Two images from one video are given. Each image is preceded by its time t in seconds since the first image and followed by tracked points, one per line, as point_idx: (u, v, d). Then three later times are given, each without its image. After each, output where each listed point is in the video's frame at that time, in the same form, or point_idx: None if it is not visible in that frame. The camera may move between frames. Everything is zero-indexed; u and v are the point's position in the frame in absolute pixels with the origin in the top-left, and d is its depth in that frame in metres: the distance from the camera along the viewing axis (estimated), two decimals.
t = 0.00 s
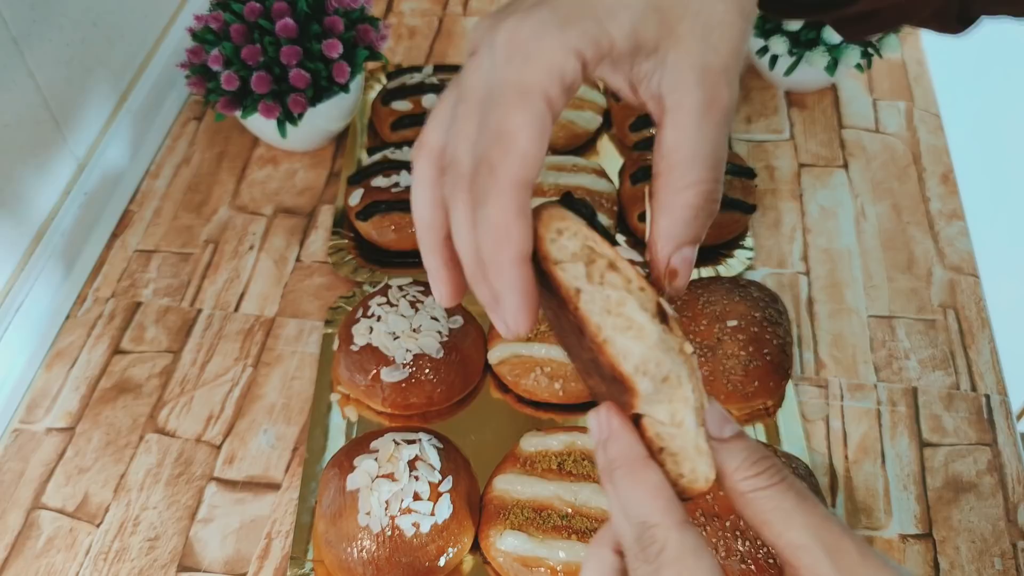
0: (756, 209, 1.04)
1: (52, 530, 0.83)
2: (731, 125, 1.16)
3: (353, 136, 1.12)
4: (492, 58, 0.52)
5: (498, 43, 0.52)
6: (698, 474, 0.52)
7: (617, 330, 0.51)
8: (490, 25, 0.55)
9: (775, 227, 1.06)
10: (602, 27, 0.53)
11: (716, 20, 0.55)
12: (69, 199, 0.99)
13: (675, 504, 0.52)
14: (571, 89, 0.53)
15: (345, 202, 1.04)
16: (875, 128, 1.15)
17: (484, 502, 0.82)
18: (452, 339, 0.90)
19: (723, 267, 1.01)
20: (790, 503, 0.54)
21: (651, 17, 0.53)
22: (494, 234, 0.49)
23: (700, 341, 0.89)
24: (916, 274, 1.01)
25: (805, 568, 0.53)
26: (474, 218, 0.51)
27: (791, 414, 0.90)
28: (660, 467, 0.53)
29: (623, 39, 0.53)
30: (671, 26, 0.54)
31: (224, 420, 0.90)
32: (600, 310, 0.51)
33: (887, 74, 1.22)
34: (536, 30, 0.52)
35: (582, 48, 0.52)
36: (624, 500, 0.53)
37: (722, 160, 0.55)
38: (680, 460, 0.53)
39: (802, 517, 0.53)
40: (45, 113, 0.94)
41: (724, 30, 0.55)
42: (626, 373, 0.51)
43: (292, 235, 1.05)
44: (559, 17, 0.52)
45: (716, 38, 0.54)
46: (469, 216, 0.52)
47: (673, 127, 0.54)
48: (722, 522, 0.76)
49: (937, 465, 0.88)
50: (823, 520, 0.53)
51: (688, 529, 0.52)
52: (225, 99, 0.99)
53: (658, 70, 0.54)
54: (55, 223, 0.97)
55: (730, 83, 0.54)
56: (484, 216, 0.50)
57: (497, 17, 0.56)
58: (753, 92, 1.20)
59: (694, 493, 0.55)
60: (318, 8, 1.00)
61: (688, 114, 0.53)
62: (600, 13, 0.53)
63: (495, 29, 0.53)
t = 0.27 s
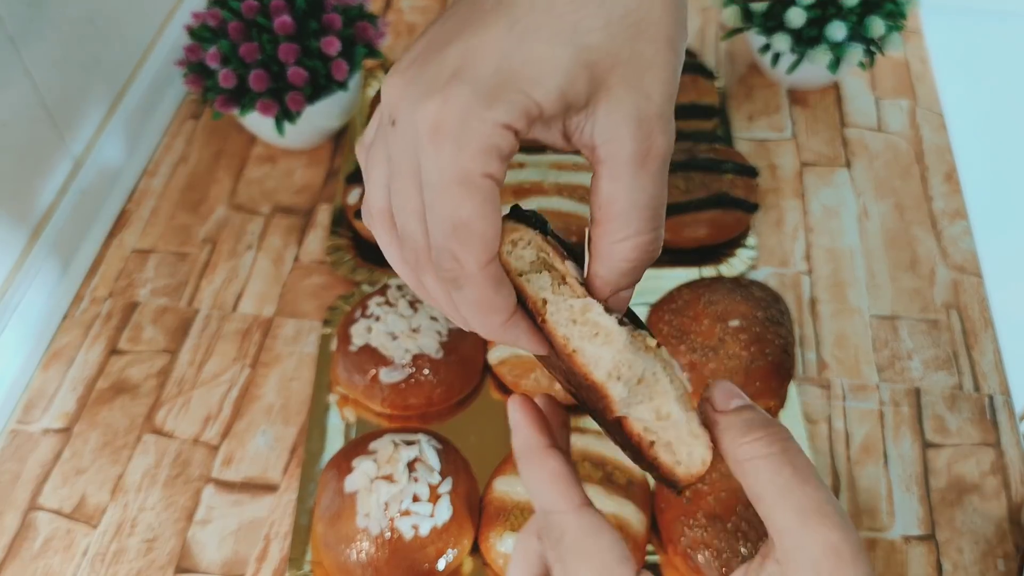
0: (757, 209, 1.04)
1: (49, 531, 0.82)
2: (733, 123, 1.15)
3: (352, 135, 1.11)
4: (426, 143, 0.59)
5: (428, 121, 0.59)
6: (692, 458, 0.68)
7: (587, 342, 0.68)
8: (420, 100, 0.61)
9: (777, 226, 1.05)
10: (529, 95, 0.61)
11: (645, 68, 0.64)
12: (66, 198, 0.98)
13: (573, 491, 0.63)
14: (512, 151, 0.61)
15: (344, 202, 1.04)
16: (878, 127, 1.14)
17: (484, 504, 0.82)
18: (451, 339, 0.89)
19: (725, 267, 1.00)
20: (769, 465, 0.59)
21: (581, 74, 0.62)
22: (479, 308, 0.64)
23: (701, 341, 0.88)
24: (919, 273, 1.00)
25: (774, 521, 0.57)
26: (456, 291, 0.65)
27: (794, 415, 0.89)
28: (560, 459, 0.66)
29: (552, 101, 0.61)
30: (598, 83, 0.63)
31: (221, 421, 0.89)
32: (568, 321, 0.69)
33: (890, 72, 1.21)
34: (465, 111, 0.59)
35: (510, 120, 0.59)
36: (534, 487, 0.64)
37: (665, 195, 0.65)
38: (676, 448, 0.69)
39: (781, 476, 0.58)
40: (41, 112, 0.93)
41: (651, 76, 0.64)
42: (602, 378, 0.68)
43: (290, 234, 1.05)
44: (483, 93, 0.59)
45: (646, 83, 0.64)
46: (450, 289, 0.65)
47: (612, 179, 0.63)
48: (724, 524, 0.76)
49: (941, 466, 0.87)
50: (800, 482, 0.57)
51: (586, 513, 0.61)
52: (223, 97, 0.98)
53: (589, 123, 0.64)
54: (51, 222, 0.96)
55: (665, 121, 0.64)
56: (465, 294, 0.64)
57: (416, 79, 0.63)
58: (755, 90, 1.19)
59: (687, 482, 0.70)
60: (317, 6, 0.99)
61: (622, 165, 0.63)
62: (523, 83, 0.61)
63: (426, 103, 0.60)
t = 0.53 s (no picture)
0: (758, 208, 1.04)
1: (49, 531, 0.82)
2: (733, 123, 1.15)
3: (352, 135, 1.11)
4: (415, 184, 0.57)
5: (417, 164, 0.56)
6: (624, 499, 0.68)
7: (552, 379, 0.68)
8: (406, 136, 0.57)
9: (777, 226, 1.05)
10: (516, 138, 0.56)
11: (632, 109, 0.57)
12: (66, 198, 0.98)
13: (550, 476, 0.62)
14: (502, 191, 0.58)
15: (343, 203, 1.04)
16: (878, 127, 1.14)
17: (484, 504, 0.82)
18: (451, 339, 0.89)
19: (725, 267, 1.00)
20: (719, 443, 0.57)
21: (567, 117, 0.56)
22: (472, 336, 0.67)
23: (701, 341, 0.88)
24: (919, 274, 1.00)
25: (716, 501, 0.56)
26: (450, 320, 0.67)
27: (794, 415, 0.89)
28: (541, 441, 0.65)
29: (538, 146, 0.56)
30: (584, 123, 0.56)
31: (221, 421, 0.89)
32: (542, 351, 0.68)
33: (890, 72, 1.21)
34: (454, 156, 0.55)
35: (499, 163, 0.56)
36: (509, 465, 0.64)
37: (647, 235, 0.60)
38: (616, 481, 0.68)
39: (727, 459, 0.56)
40: (41, 111, 0.93)
41: (638, 118, 0.57)
42: (551, 417, 0.67)
43: (289, 234, 1.05)
44: (471, 136, 0.55)
45: (632, 124, 0.57)
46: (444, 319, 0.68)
47: (594, 216, 0.58)
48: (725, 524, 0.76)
49: (941, 466, 0.87)
50: (751, 468, 0.56)
51: (559, 496, 0.60)
52: (222, 97, 0.98)
53: (575, 160, 0.58)
54: (51, 222, 0.96)
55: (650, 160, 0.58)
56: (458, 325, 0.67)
57: (407, 112, 0.58)
58: (755, 89, 1.19)
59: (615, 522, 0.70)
60: (316, 6, 0.99)
61: (606, 205, 0.58)
62: (513, 126, 0.55)
63: (415, 144, 0.56)
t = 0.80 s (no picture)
0: (757, 208, 1.04)
1: (49, 531, 0.82)
2: (733, 123, 1.15)
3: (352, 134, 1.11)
4: (430, 216, 0.53)
5: (434, 197, 0.52)
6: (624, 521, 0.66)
7: (569, 397, 0.64)
8: (419, 162, 0.53)
9: (777, 226, 1.05)
10: (531, 168, 0.54)
11: (644, 140, 0.55)
12: (66, 198, 0.98)
13: (552, 476, 0.60)
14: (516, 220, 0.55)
15: (343, 202, 1.04)
16: (878, 127, 1.14)
17: (484, 504, 0.82)
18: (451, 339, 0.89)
19: (725, 267, 1.00)
20: (689, 452, 0.55)
21: (583, 148, 0.54)
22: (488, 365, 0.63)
23: (701, 342, 0.88)
24: (919, 274, 1.00)
25: (690, 516, 0.54)
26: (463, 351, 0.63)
27: (794, 415, 0.89)
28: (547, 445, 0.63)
29: (553, 176, 0.54)
30: (599, 152, 0.54)
31: (221, 421, 0.89)
32: (558, 367, 0.64)
33: (890, 72, 1.21)
34: (471, 190, 0.52)
35: (515, 193, 0.53)
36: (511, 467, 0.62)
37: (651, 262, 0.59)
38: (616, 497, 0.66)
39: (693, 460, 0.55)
40: (41, 112, 0.93)
41: (651, 149, 0.55)
42: (564, 435, 0.63)
43: (289, 234, 1.05)
44: (487, 168, 0.52)
45: (644, 155, 0.55)
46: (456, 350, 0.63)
47: (601, 242, 0.56)
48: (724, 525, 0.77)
49: (941, 466, 0.87)
50: (719, 473, 0.54)
51: (557, 497, 0.58)
52: (222, 97, 0.98)
53: (587, 187, 0.56)
54: (51, 222, 0.96)
55: (662, 189, 0.56)
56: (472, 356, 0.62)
57: (417, 143, 0.54)
58: (755, 89, 1.19)
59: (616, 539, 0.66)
60: (316, 6, 0.99)
61: (615, 232, 0.55)
62: (527, 157, 0.53)
63: (432, 176, 0.52)
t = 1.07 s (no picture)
0: (757, 208, 1.04)
1: (49, 531, 0.82)
2: (733, 123, 1.15)
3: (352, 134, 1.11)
4: (448, 199, 0.54)
5: (452, 181, 0.53)
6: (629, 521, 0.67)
7: (581, 395, 0.63)
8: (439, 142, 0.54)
9: (777, 226, 1.05)
10: (549, 153, 0.54)
11: (660, 131, 0.56)
12: (66, 198, 0.98)
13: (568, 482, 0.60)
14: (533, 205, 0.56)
15: (343, 202, 1.04)
16: (878, 127, 1.14)
17: (484, 504, 0.82)
18: (451, 339, 0.89)
19: (725, 267, 1.00)
20: (683, 472, 0.55)
21: (600, 133, 0.54)
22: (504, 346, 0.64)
23: (701, 342, 0.88)
24: (919, 274, 1.00)
25: (691, 534, 0.54)
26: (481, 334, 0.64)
27: (794, 415, 0.89)
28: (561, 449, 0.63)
29: (570, 161, 0.55)
30: (615, 139, 0.55)
31: (221, 421, 0.89)
32: (574, 364, 0.64)
33: (890, 72, 1.21)
34: (489, 173, 0.53)
35: (532, 177, 0.54)
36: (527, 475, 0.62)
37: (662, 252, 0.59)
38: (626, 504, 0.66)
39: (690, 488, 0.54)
40: (41, 111, 0.93)
41: (668, 138, 0.56)
42: (574, 434, 0.62)
43: (289, 234, 1.05)
44: (505, 152, 0.53)
45: (661, 145, 0.56)
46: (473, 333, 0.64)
47: (612, 229, 0.57)
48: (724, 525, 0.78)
49: (941, 466, 0.87)
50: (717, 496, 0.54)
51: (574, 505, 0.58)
52: (222, 97, 0.98)
53: (603, 173, 0.57)
54: (51, 222, 0.96)
55: (678, 181, 0.57)
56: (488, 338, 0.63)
57: (439, 127, 0.54)
58: (755, 89, 1.19)
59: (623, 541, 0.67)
60: (316, 6, 0.99)
61: (626, 219, 0.56)
62: (544, 142, 0.54)
63: (452, 159, 0.53)
